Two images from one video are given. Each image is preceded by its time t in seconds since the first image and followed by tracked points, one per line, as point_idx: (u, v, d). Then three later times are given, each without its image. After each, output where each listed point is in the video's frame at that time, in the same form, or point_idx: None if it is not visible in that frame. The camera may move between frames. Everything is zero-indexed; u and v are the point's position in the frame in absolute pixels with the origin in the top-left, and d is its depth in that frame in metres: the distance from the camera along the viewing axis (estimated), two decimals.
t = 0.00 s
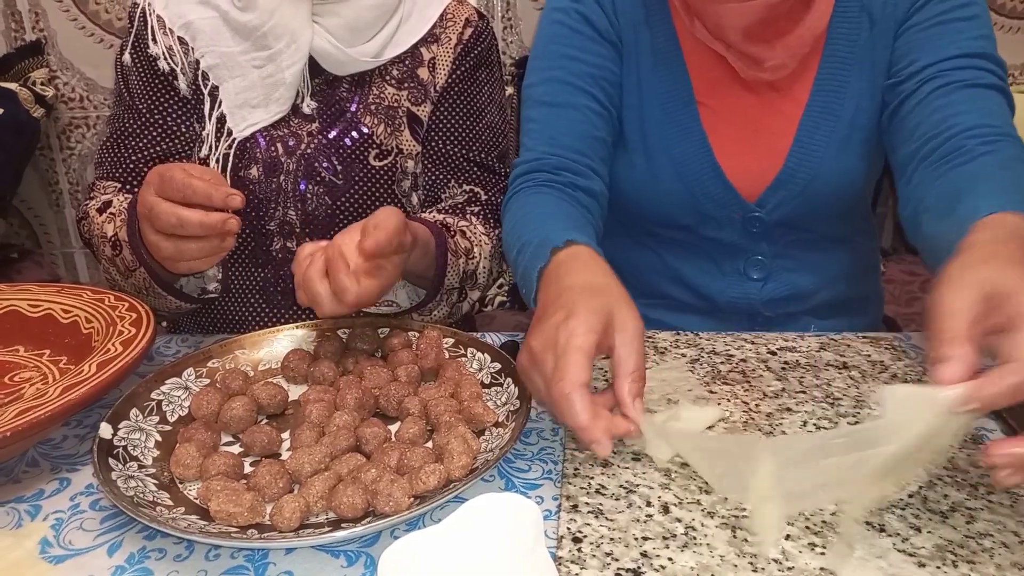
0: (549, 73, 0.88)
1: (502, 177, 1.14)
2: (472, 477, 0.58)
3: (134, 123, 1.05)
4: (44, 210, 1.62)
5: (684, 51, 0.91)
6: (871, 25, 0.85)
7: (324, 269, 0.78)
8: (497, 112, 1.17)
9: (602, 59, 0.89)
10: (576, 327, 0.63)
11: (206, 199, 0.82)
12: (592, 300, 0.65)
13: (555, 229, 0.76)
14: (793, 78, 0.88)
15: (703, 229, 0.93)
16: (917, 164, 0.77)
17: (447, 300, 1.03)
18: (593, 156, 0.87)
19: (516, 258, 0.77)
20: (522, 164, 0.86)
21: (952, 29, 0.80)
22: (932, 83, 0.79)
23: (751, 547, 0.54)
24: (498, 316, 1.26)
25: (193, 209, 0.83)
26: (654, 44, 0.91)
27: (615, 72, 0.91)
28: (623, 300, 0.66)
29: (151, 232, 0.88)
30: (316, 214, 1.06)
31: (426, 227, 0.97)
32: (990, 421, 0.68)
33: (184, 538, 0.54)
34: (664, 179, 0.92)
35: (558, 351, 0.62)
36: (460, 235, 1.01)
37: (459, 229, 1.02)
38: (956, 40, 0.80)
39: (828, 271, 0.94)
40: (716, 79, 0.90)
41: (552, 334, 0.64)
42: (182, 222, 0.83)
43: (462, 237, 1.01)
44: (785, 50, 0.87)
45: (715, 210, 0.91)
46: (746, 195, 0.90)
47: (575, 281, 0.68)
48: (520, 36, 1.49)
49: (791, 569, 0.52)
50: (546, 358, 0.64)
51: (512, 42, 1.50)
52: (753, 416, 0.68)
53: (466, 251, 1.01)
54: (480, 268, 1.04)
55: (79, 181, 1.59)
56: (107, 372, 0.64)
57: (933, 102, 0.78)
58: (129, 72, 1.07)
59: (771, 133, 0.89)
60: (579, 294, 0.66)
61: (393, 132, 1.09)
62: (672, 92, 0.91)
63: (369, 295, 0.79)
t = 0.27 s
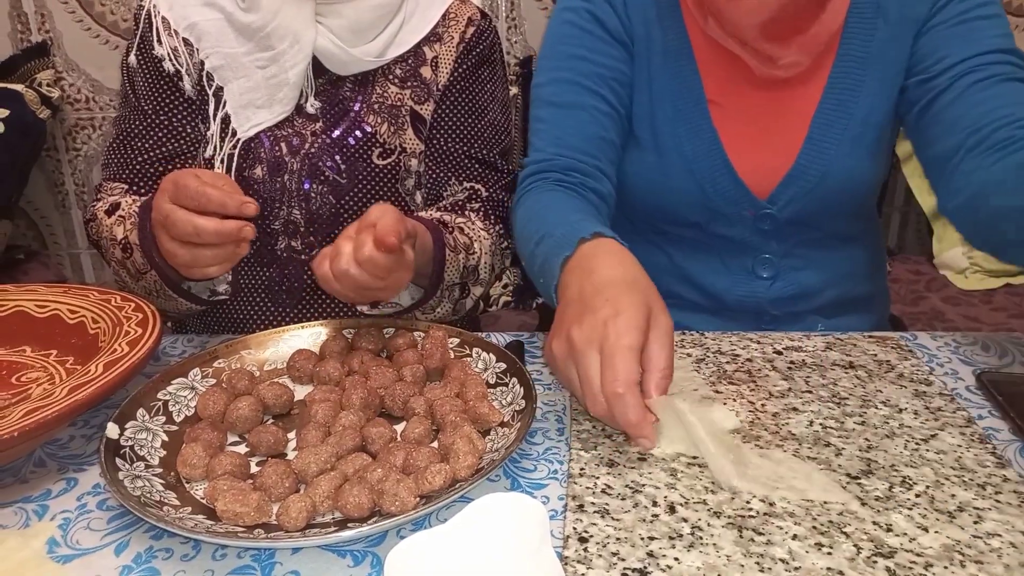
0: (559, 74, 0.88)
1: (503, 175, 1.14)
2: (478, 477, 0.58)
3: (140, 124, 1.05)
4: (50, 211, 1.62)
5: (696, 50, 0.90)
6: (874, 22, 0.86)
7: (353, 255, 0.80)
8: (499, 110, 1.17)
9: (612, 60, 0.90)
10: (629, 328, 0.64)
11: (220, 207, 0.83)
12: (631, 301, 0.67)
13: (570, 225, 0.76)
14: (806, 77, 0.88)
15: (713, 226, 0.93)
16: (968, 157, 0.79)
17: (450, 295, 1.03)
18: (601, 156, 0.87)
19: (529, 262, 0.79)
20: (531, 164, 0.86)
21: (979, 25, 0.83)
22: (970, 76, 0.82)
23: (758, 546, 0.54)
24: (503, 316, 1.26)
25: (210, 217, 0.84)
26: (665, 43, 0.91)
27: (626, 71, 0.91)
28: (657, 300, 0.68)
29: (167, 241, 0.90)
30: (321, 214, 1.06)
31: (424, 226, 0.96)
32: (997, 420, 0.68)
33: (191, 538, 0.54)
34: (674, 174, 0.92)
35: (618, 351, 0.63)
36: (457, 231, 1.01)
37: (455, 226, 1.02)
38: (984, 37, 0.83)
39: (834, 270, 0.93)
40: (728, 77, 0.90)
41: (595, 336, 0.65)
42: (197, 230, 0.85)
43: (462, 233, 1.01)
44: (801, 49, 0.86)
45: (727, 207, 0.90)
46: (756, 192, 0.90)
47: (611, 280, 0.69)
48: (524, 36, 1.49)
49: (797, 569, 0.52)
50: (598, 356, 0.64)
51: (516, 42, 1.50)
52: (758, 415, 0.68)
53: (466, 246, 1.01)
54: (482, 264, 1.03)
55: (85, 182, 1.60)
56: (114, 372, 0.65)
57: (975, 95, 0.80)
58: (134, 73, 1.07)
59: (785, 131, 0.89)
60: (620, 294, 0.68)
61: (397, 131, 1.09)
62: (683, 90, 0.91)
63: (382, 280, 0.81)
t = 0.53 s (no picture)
0: (578, 66, 0.85)
1: (503, 177, 1.15)
2: (477, 479, 0.58)
3: (138, 126, 1.05)
4: (48, 213, 1.62)
5: (711, 52, 0.91)
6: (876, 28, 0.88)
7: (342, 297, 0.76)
8: (499, 112, 1.17)
9: (630, 55, 0.88)
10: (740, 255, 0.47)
11: (215, 215, 0.83)
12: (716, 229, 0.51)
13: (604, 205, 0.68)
14: (817, 82, 0.90)
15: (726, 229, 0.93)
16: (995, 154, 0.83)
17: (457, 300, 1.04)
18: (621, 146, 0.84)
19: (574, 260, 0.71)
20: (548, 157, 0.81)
21: (991, 32, 0.88)
22: (988, 79, 0.86)
23: (756, 548, 0.54)
24: (501, 318, 1.26)
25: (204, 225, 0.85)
26: (680, 42, 0.91)
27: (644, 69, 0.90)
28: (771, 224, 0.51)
29: (162, 249, 0.90)
30: (320, 215, 1.06)
31: (434, 229, 0.97)
32: (994, 423, 0.68)
33: (189, 540, 0.54)
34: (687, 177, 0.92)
35: (735, 283, 0.46)
36: (467, 235, 1.01)
37: (465, 231, 1.02)
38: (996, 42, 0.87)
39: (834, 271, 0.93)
40: (740, 82, 0.91)
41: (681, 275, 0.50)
42: (191, 238, 0.85)
43: (470, 238, 1.01)
44: (812, 54, 0.89)
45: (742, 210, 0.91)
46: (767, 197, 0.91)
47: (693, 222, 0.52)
48: (523, 38, 1.49)
49: (796, 571, 0.52)
50: (722, 306, 0.46)
51: (515, 45, 1.50)
52: (756, 418, 0.68)
53: (475, 251, 1.01)
54: (489, 268, 1.04)
55: (83, 183, 1.59)
56: (111, 374, 0.65)
57: (995, 96, 0.85)
58: (132, 76, 1.07)
59: (797, 135, 0.90)
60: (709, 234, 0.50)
61: (396, 133, 1.09)
62: (694, 91, 0.91)
63: (386, 316, 0.77)
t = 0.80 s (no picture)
0: (628, 37, 0.75)
1: (501, 177, 1.14)
2: (476, 478, 0.58)
3: (138, 126, 1.05)
4: (48, 212, 1.62)
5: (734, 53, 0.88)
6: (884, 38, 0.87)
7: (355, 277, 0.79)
8: (498, 112, 1.17)
9: (669, 28, 0.80)
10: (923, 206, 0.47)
11: (221, 216, 0.84)
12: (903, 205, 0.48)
13: (727, 186, 0.61)
14: (834, 86, 0.89)
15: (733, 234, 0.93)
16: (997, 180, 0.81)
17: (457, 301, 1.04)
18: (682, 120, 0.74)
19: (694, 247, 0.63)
20: (614, 132, 0.71)
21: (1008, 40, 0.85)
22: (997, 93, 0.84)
23: (754, 548, 0.54)
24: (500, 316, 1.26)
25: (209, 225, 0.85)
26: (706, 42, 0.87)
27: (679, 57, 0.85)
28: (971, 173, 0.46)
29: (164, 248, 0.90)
30: (319, 215, 1.06)
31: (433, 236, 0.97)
32: (993, 422, 0.68)
33: (187, 539, 0.54)
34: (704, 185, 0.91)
35: None
36: (466, 241, 1.01)
37: (463, 236, 1.02)
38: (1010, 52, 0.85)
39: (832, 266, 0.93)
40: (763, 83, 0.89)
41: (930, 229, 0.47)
42: (197, 238, 0.85)
43: (468, 244, 1.01)
44: (828, 59, 0.87)
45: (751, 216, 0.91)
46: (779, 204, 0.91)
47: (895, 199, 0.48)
48: (522, 37, 1.49)
49: (794, 570, 0.52)
50: None
51: (514, 43, 1.50)
52: (755, 417, 0.68)
53: (472, 257, 1.01)
54: (487, 272, 1.04)
55: (82, 182, 1.59)
56: (110, 373, 0.65)
57: (999, 111, 0.83)
58: (131, 75, 1.07)
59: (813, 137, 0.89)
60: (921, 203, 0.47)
61: (395, 133, 1.09)
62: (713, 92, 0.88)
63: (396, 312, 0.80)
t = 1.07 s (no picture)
0: (641, 36, 0.71)
1: (501, 176, 1.14)
2: (477, 477, 0.58)
3: (138, 125, 1.05)
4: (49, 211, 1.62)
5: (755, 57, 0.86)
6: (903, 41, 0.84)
7: (365, 277, 0.80)
8: (499, 111, 1.16)
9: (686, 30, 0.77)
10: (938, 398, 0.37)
11: (228, 220, 0.84)
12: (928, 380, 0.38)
13: (714, 236, 0.54)
14: (856, 93, 0.86)
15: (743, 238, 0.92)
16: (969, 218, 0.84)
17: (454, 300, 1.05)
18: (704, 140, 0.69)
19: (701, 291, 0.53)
20: (626, 137, 0.67)
21: (1008, 83, 0.87)
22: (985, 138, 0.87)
23: (755, 547, 0.54)
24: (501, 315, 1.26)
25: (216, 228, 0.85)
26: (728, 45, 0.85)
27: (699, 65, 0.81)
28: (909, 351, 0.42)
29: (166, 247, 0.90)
30: (320, 215, 1.06)
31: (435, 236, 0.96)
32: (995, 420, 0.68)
33: (189, 538, 0.54)
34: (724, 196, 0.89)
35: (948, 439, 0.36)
36: (463, 239, 1.01)
37: (462, 234, 1.02)
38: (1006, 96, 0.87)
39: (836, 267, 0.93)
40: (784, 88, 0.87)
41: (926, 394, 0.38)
42: (204, 242, 0.85)
43: (467, 242, 1.01)
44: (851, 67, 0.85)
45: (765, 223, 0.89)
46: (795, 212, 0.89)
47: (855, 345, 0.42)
48: (523, 36, 1.49)
49: (796, 570, 0.52)
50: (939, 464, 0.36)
51: (515, 42, 1.50)
52: (757, 416, 0.68)
53: (470, 255, 1.01)
54: (484, 272, 1.04)
55: (83, 181, 1.60)
56: (111, 372, 0.65)
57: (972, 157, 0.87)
58: (132, 74, 1.07)
59: (834, 147, 0.87)
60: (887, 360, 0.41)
61: (396, 132, 1.09)
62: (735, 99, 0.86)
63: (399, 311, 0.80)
